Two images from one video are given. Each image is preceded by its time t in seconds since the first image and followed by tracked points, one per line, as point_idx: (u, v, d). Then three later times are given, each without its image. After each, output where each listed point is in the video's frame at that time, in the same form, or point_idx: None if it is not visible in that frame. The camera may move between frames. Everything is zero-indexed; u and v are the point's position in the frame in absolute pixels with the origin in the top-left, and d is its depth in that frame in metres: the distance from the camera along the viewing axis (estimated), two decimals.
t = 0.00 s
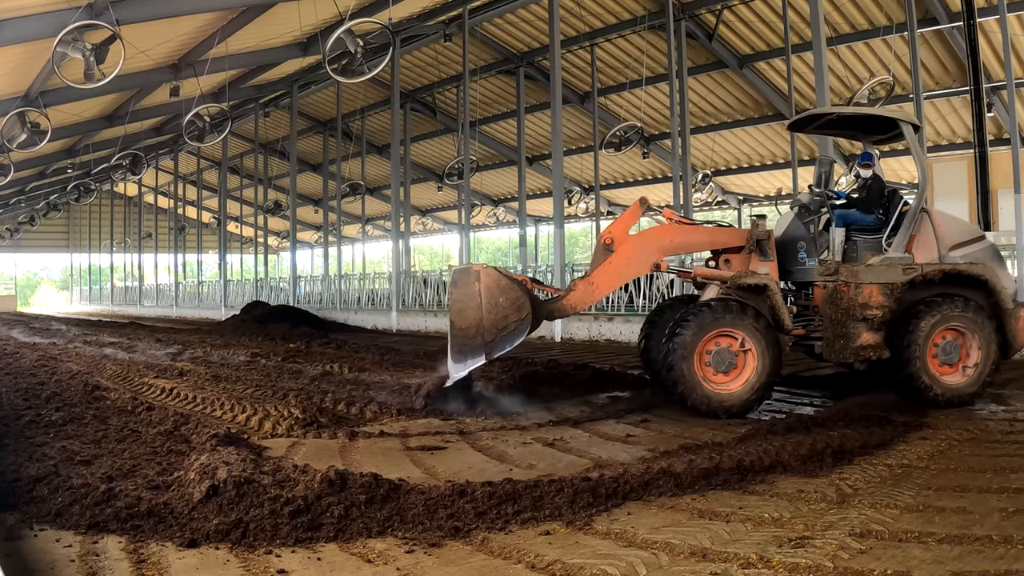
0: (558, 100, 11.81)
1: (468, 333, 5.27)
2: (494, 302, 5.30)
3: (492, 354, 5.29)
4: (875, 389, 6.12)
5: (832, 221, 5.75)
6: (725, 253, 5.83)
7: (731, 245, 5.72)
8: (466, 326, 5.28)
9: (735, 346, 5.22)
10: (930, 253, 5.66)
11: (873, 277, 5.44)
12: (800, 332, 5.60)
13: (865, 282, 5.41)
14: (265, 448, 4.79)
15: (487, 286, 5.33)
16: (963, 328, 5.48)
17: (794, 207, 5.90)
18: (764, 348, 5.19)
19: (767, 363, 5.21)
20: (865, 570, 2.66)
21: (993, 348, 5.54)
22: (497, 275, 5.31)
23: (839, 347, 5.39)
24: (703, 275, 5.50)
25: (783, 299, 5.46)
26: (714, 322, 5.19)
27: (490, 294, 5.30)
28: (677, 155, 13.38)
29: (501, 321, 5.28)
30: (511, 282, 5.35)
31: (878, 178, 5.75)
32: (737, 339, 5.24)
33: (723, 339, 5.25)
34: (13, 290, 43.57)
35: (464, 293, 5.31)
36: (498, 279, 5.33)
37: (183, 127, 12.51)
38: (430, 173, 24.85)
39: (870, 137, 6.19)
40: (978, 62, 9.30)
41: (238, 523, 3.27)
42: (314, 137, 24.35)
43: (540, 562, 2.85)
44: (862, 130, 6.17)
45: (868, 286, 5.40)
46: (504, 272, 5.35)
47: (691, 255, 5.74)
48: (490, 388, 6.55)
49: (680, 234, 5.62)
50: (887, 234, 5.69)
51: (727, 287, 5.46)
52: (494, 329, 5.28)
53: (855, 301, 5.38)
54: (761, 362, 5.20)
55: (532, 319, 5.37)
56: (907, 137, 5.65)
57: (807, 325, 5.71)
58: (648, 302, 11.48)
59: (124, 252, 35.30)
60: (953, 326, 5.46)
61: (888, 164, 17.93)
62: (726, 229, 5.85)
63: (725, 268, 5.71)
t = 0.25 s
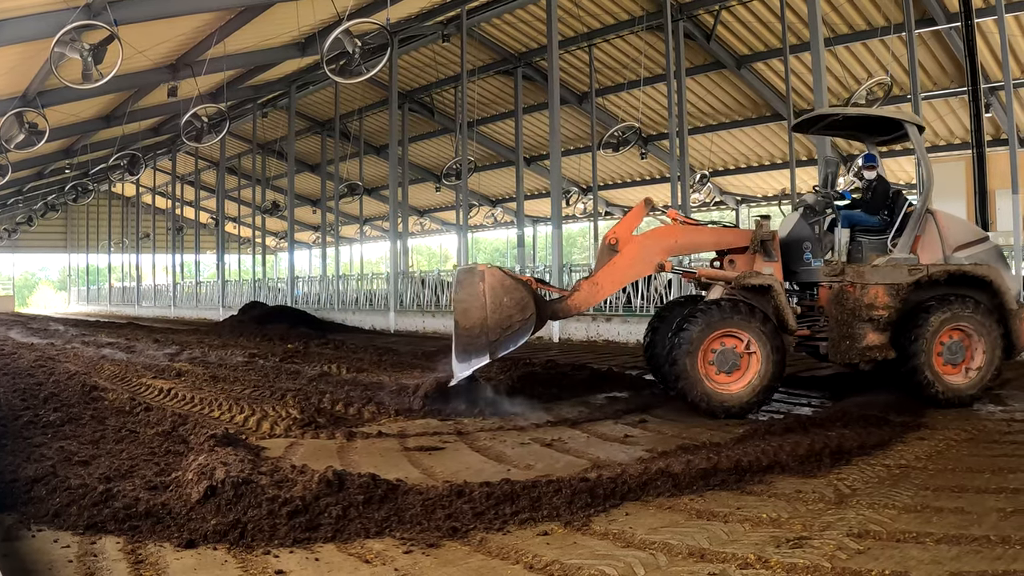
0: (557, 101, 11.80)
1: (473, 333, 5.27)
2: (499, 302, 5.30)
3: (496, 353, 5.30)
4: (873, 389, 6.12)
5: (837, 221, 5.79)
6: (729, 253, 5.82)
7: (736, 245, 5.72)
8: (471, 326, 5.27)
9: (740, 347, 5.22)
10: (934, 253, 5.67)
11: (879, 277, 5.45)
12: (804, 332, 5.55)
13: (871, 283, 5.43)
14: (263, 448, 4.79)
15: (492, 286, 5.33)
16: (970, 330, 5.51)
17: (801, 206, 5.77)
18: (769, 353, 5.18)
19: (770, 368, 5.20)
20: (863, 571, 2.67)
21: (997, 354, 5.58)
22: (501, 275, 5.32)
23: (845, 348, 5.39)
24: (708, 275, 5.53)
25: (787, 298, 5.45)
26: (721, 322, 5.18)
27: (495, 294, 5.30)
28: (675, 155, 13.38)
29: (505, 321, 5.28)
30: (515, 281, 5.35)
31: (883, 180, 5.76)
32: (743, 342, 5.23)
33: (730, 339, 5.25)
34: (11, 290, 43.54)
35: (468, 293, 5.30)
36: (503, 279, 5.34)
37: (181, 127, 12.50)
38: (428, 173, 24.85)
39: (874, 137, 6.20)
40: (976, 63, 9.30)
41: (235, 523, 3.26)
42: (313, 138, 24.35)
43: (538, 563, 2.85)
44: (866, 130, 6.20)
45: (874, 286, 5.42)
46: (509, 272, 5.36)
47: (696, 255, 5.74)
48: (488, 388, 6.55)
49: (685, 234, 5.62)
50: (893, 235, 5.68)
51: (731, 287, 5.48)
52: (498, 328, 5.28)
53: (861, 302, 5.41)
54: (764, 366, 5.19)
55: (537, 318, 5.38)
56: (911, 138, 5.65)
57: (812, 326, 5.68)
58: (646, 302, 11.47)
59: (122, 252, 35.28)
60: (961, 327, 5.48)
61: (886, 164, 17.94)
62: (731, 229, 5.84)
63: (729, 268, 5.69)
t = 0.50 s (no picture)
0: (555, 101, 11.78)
1: (478, 332, 5.27)
2: (503, 302, 5.31)
3: (500, 353, 5.30)
4: (871, 390, 6.13)
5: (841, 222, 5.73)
6: (734, 254, 5.83)
7: (741, 246, 5.70)
8: (476, 326, 5.28)
9: (745, 349, 5.22)
10: (937, 254, 5.70)
11: (884, 278, 5.48)
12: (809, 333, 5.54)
13: (876, 283, 5.46)
14: (261, 449, 4.79)
15: (496, 286, 5.34)
16: (976, 332, 5.50)
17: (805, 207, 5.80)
18: (774, 359, 5.20)
19: (773, 372, 5.22)
20: (861, 571, 2.67)
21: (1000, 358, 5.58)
22: (506, 275, 5.32)
23: (849, 348, 5.41)
24: (712, 276, 5.56)
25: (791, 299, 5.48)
26: (730, 324, 5.16)
27: (500, 294, 5.31)
28: (673, 155, 13.38)
29: (510, 321, 5.29)
30: (520, 281, 5.36)
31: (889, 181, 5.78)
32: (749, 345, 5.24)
33: (737, 340, 5.24)
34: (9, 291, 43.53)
35: (473, 293, 5.30)
36: (508, 279, 5.34)
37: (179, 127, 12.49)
38: (426, 173, 24.85)
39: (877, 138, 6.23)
40: (974, 63, 9.30)
41: (234, 524, 3.26)
42: (311, 138, 24.34)
43: (536, 563, 2.85)
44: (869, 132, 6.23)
45: (879, 287, 5.45)
46: (513, 271, 5.36)
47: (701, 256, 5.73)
48: (486, 388, 6.55)
49: (689, 234, 5.61)
50: (897, 237, 5.70)
51: (736, 287, 5.50)
52: (503, 328, 5.28)
53: (865, 302, 5.43)
54: (767, 372, 5.22)
55: (541, 318, 5.38)
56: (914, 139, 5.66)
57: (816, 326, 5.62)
58: (643, 302, 11.45)
59: (120, 253, 35.26)
60: (966, 328, 5.49)
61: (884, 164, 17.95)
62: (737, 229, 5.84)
63: (734, 269, 5.71)
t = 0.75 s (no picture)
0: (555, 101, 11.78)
1: (482, 333, 5.26)
2: (508, 302, 5.30)
3: (505, 353, 5.30)
4: (871, 390, 6.13)
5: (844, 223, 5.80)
6: (737, 254, 5.83)
7: (744, 246, 5.73)
8: (480, 326, 5.28)
9: (750, 351, 5.22)
10: (941, 255, 5.68)
11: (887, 279, 5.47)
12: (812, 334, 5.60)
13: (879, 284, 5.45)
14: (260, 449, 4.79)
15: (500, 286, 5.33)
16: (980, 334, 5.51)
17: (808, 207, 5.83)
18: (777, 362, 5.20)
19: (775, 376, 5.22)
20: (860, 571, 2.67)
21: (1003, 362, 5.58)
22: (510, 275, 5.32)
23: (853, 348, 5.40)
24: (716, 275, 5.52)
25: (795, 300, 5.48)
26: (736, 324, 5.17)
27: (504, 294, 5.30)
28: (671, 156, 13.38)
29: (515, 321, 5.29)
30: (525, 281, 5.36)
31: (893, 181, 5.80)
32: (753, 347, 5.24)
33: (742, 342, 5.24)
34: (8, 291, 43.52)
35: (477, 293, 5.30)
36: (512, 279, 5.34)
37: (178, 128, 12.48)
38: (425, 173, 24.85)
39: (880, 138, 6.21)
40: (972, 63, 9.29)
41: (233, 524, 3.26)
42: (310, 138, 24.33)
43: (535, 563, 2.85)
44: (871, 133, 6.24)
45: (882, 287, 5.44)
46: (517, 272, 5.36)
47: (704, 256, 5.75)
48: (485, 388, 6.56)
49: (693, 235, 5.63)
50: (900, 237, 5.69)
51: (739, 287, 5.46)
52: (508, 329, 5.28)
53: (869, 303, 5.41)
54: (769, 375, 5.22)
55: (546, 318, 5.39)
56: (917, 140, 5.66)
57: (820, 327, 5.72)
58: (642, 303, 11.44)
59: (119, 253, 35.25)
60: (971, 328, 5.50)
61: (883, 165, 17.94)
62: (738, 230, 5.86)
63: (737, 269, 5.68)
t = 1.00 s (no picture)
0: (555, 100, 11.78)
1: (487, 332, 5.29)
2: (512, 303, 5.30)
3: (509, 353, 5.33)
4: (870, 391, 6.14)
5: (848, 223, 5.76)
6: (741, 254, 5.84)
7: (746, 246, 5.74)
8: (484, 326, 5.30)
9: (754, 352, 5.22)
10: (945, 256, 5.71)
11: (891, 279, 5.44)
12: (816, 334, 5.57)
13: (883, 284, 5.43)
14: (259, 448, 4.80)
15: (505, 286, 5.33)
16: (983, 335, 5.52)
17: (812, 206, 5.71)
18: (781, 365, 5.20)
19: (777, 379, 5.22)
20: (859, 571, 2.68)
21: (1003, 366, 5.59)
22: (514, 275, 5.30)
23: (857, 349, 5.41)
24: (721, 276, 5.45)
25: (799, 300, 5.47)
26: (743, 324, 5.17)
27: (508, 294, 5.30)
28: (671, 156, 13.37)
29: (519, 321, 5.29)
30: (529, 281, 5.35)
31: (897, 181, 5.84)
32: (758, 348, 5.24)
33: (747, 342, 5.24)
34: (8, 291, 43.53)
35: (481, 293, 5.33)
36: (516, 279, 5.33)
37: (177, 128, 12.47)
38: (424, 174, 24.85)
39: (881, 139, 6.24)
40: (973, 63, 9.28)
41: (232, 524, 3.26)
42: (309, 138, 24.34)
43: (535, 563, 2.85)
44: (872, 132, 6.26)
45: (886, 288, 5.43)
46: (521, 272, 5.34)
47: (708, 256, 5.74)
48: (485, 388, 6.56)
49: (697, 234, 5.62)
50: (903, 237, 5.69)
51: (744, 288, 5.44)
52: (512, 329, 5.29)
53: (872, 304, 5.42)
54: (773, 377, 5.22)
55: (550, 318, 5.39)
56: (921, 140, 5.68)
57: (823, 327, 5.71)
58: (642, 303, 11.44)
59: (119, 253, 35.28)
60: (975, 328, 5.51)
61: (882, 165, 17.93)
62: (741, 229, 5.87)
63: (741, 269, 5.69)
